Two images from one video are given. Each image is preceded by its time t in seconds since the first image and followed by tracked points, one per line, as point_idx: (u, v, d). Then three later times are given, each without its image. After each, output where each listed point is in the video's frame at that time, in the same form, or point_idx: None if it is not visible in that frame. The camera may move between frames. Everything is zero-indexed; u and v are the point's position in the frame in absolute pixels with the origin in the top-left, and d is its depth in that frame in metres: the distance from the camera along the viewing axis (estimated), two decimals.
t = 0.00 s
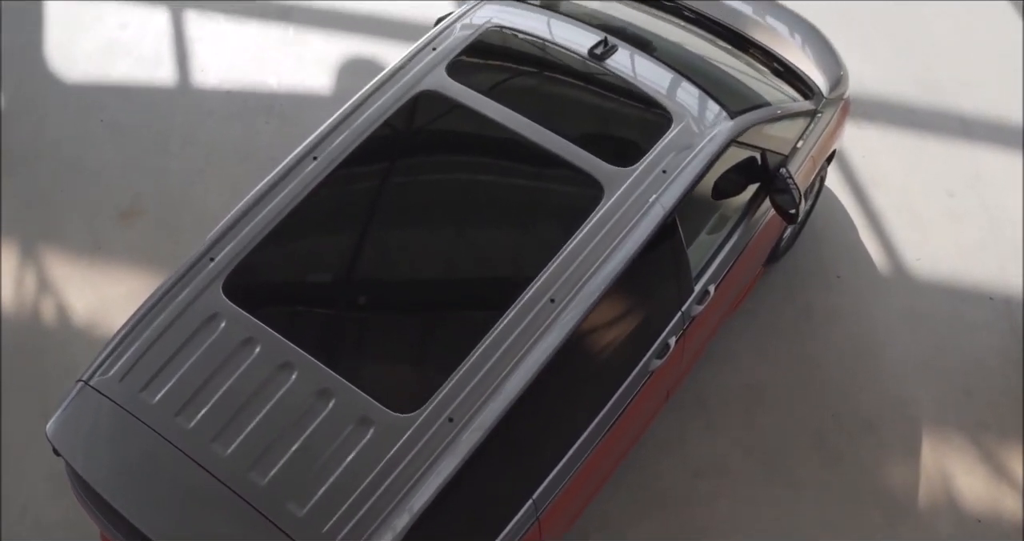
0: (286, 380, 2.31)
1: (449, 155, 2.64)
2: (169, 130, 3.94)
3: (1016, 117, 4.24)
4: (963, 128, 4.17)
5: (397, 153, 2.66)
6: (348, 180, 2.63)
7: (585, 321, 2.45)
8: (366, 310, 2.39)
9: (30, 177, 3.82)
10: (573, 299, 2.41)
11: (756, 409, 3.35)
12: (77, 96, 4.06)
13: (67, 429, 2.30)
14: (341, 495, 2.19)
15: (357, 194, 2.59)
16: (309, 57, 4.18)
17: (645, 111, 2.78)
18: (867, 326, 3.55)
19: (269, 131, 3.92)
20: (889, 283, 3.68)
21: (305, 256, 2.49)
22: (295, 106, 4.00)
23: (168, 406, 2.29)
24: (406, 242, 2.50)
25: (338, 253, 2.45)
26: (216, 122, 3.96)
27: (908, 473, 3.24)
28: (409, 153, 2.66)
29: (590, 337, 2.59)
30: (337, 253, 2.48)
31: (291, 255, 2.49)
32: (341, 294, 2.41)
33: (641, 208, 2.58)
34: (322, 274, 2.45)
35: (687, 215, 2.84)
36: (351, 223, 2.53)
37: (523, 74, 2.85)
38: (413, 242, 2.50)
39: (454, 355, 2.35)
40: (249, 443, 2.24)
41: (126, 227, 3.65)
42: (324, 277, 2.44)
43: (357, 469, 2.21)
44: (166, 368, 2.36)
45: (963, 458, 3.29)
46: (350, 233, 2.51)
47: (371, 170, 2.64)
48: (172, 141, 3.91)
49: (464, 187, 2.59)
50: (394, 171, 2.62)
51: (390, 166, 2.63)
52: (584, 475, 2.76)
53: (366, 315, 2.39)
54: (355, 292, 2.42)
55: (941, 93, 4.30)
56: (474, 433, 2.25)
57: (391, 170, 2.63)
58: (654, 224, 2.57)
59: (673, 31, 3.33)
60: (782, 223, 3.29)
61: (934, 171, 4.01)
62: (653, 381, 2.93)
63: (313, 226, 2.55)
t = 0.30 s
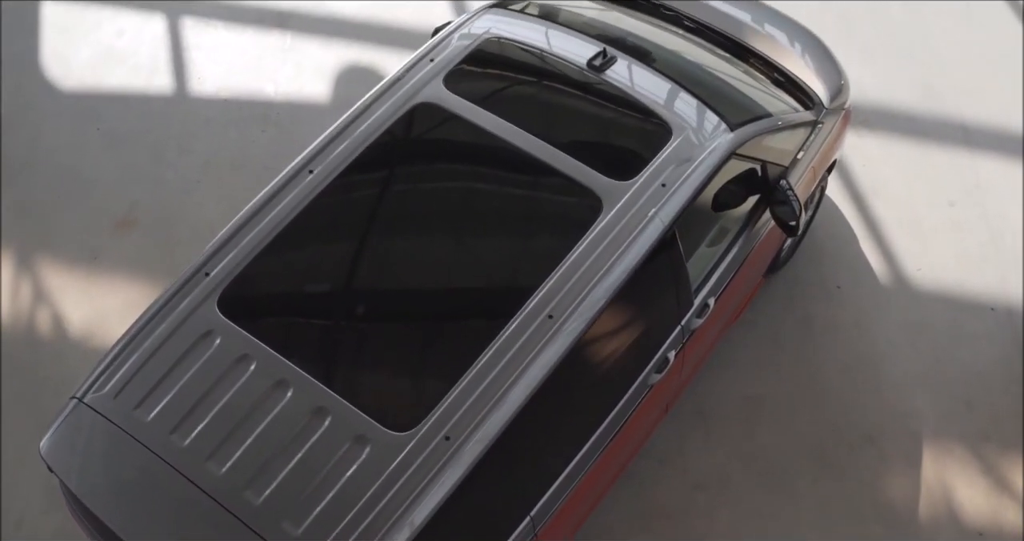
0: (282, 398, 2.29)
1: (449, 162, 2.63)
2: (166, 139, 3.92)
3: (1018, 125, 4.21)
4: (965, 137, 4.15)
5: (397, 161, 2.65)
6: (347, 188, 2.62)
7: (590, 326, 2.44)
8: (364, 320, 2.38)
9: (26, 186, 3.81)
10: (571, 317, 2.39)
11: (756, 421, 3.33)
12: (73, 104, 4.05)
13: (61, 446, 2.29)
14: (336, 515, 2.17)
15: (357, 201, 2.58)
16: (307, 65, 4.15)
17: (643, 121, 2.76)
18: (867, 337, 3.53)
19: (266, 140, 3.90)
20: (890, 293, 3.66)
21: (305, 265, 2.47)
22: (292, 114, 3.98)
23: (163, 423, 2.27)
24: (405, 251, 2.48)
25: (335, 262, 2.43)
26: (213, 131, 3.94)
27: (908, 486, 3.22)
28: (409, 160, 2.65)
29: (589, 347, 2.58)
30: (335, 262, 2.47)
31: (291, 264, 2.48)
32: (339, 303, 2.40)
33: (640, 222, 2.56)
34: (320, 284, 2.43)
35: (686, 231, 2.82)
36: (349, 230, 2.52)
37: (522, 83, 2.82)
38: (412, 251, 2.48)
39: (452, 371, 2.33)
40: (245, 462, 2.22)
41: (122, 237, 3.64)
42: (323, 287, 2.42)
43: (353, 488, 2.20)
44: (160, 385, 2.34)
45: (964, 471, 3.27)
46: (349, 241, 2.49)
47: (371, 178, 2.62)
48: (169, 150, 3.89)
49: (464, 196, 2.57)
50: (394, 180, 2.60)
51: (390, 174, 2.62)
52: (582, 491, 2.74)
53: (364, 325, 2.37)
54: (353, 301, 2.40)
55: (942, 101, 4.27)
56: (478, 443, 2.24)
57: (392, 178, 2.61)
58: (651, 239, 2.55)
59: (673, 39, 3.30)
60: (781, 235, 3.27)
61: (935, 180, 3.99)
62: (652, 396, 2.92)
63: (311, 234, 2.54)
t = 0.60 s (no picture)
0: (276, 414, 2.27)
1: (445, 171, 2.62)
2: (162, 146, 3.90)
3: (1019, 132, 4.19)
4: (965, 144, 4.13)
5: (395, 167, 2.64)
6: (346, 194, 2.61)
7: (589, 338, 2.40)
8: (361, 328, 2.37)
9: (21, 193, 3.79)
10: (568, 332, 2.36)
11: (755, 432, 3.31)
12: (69, 111, 4.03)
13: (53, 462, 2.27)
14: (330, 532, 2.15)
15: (355, 208, 2.57)
16: (304, 71, 4.13)
17: (641, 130, 2.74)
18: (867, 346, 3.51)
19: (263, 147, 3.88)
20: (890, 303, 3.64)
21: (305, 271, 2.47)
22: (288, 121, 3.96)
23: (156, 439, 2.26)
24: (404, 256, 2.48)
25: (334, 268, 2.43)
26: (209, 139, 3.92)
27: (908, 497, 3.20)
28: (407, 167, 2.64)
29: (589, 357, 2.55)
30: (334, 267, 2.47)
31: (291, 270, 2.48)
32: (337, 311, 2.39)
33: (638, 235, 2.53)
34: (318, 291, 2.43)
35: (684, 243, 2.78)
36: (347, 237, 2.52)
37: (519, 91, 2.81)
38: (411, 258, 2.48)
39: (448, 387, 2.31)
40: (238, 479, 2.20)
41: (118, 246, 3.62)
42: (321, 295, 2.42)
43: (347, 506, 2.18)
44: (154, 401, 2.32)
45: (964, 482, 3.25)
46: (346, 248, 2.50)
47: (369, 185, 2.61)
48: (165, 157, 3.87)
49: (462, 204, 2.56)
50: (393, 187, 2.60)
51: (388, 181, 2.61)
52: (580, 504, 2.73)
53: (361, 333, 2.37)
54: (351, 309, 2.40)
55: (943, 108, 4.25)
56: (478, 454, 2.22)
57: (390, 185, 2.61)
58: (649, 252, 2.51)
59: (671, 47, 3.28)
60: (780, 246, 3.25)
61: (935, 188, 3.97)
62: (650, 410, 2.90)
63: (311, 241, 2.53)
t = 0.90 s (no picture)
0: (268, 431, 2.25)
1: (441, 179, 2.60)
2: (156, 154, 3.88)
3: (1019, 140, 4.17)
4: (964, 152, 4.11)
5: (394, 175, 2.63)
6: (343, 201, 2.60)
7: (583, 354, 2.38)
8: (358, 337, 2.35)
9: (15, 202, 3.78)
10: (564, 346, 2.33)
11: (753, 443, 3.29)
12: (63, 119, 4.01)
13: (43, 479, 2.25)
14: None
15: (353, 216, 2.56)
16: (299, 79, 4.11)
17: (639, 139, 2.72)
18: (866, 356, 3.49)
19: (258, 156, 3.86)
20: (889, 312, 3.62)
21: (305, 278, 2.46)
22: (284, 130, 3.94)
23: (148, 456, 2.24)
24: (402, 263, 2.47)
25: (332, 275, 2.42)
26: (204, 146, 3.90)
27: (907, 509, 3.18)
28: (404, 175, 2.62)
29: (587, 367, 2.47)
30: (333, 273, 2.46)
31: (290, 278, 2.47)
32: (333, 321, 2.37)
33: (634, 248, 2.51)
34: (316, 299, 2.41)
35: (681, 254, 2.74)
36: (343, 245, 2.50)
37: (517, 99, 2.79)
38: (408, 264, 2.47)
39: (441, 405, 2.28)
40: (231, 497, 2.19)
41: (112, 255, 3.60)
42: (318, 303, 2.41)
43: (340, 524, 2.16)
44: (146, 416, 2.30)
45: (964, 494, 3.23)
46: (343, 256, 2.48)
47: (366, 194, 2.60)
48: (159, 165, 3.85)
49: (458, 215, 2.54)
50: (390, 194, 2.58)
51: (385, 190, 2.60)
52: (575, 518, 2.71)
53: (358, 341, 2.35)
54: (348, 318, 2.38)
55: (942, 115, 4.23)
56: (473, 471, 2.20)
57: (388, 193, 2.59)
58: (645, 266, 2.49)
59: (669, 55, 3.26)
60: (778, 257, 3.24)
61: (935, 196, 3.95)
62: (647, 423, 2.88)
63: (310, 248, 2.52)
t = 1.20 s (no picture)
0: (258, 451, 2.23)
1: (436, 191, 2.59)
2: (150, 163, 3.86)
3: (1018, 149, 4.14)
4: (963, 161, 4.08)
5: (391, 184, 2.62)
6: (339, 210, 2.59)
7: (577, 373, 2.36)
8: (353, 348, 2.34)
9: (7, 212, 3.76)
10: (557, 365, 2.31)
11: (749, 457, 3.27)
12: (57, 128, 4.00)
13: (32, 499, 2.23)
14: None
15: (349, 225, 2.54)
16: (293, 87, 4.09)
17: (633, 151, 2.70)
18: (863, 369, 3.47)
19: (251, 165, 3.85)
20: (886, 324, 3.60)
21: (303, 286, 2.45)
22: (278, 139, 3.93)
23: (137, 476, 2.22)
24: (400, 270, 2.46)
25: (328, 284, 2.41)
26: (198, 156, 3.89)
27: (904, 522, 3.15)
28: (401, 184, 2.61)
29: (582, 380, 2.40)
30: (331, 281, 2.45)
31: (285, 288, 2.46)
32: (327, 333, 2.36)
33: (629, 264, 2.48)
34: (311, 310, 2.40)
35: (675, 270, 2.68)
36: (340, 252, 2.50)
37: (511, 109, 2.77)
38: (407, 272, 2.46)
39: (433, 424, 2.26)
40: (220, 518, 2.17)
41: (105, 266, 3.58)
42: (313, 314, 2.39)
43: None
44: (135, 435, 2.28)
45: (961, 507, 3.21)
46: (340, 264, 2.47)
47: (363, 201, 2.59)
48: (152, 175, 3.83)
49: (453, 227, 2.52)
50: (387, 203, 2.57)
51: (382, 199, 2.59)
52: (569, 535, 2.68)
53: (353, 353, 2.34)
54: (344, 328, 2.37)
55: (941, 124, 4.20)
56: (465, 492, 2.18)
57: (384, 202, 2.58)
58: (639, 283, 2.47)
59: (665, 65, 3.23)
60: (774, 270, 3.22)
61: (933, 206, 3.92)
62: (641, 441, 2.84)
63: (309, 256, 2.51)
